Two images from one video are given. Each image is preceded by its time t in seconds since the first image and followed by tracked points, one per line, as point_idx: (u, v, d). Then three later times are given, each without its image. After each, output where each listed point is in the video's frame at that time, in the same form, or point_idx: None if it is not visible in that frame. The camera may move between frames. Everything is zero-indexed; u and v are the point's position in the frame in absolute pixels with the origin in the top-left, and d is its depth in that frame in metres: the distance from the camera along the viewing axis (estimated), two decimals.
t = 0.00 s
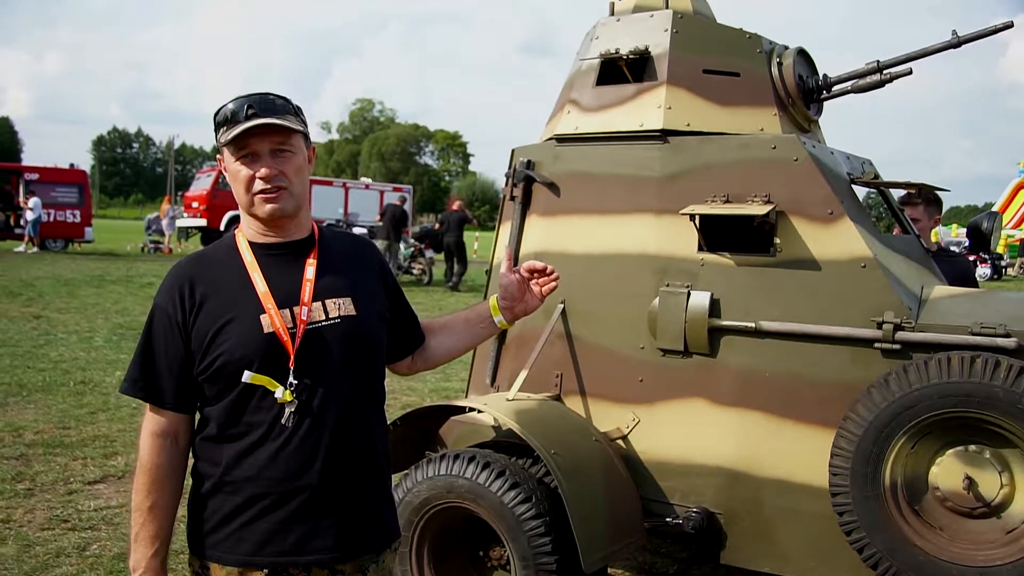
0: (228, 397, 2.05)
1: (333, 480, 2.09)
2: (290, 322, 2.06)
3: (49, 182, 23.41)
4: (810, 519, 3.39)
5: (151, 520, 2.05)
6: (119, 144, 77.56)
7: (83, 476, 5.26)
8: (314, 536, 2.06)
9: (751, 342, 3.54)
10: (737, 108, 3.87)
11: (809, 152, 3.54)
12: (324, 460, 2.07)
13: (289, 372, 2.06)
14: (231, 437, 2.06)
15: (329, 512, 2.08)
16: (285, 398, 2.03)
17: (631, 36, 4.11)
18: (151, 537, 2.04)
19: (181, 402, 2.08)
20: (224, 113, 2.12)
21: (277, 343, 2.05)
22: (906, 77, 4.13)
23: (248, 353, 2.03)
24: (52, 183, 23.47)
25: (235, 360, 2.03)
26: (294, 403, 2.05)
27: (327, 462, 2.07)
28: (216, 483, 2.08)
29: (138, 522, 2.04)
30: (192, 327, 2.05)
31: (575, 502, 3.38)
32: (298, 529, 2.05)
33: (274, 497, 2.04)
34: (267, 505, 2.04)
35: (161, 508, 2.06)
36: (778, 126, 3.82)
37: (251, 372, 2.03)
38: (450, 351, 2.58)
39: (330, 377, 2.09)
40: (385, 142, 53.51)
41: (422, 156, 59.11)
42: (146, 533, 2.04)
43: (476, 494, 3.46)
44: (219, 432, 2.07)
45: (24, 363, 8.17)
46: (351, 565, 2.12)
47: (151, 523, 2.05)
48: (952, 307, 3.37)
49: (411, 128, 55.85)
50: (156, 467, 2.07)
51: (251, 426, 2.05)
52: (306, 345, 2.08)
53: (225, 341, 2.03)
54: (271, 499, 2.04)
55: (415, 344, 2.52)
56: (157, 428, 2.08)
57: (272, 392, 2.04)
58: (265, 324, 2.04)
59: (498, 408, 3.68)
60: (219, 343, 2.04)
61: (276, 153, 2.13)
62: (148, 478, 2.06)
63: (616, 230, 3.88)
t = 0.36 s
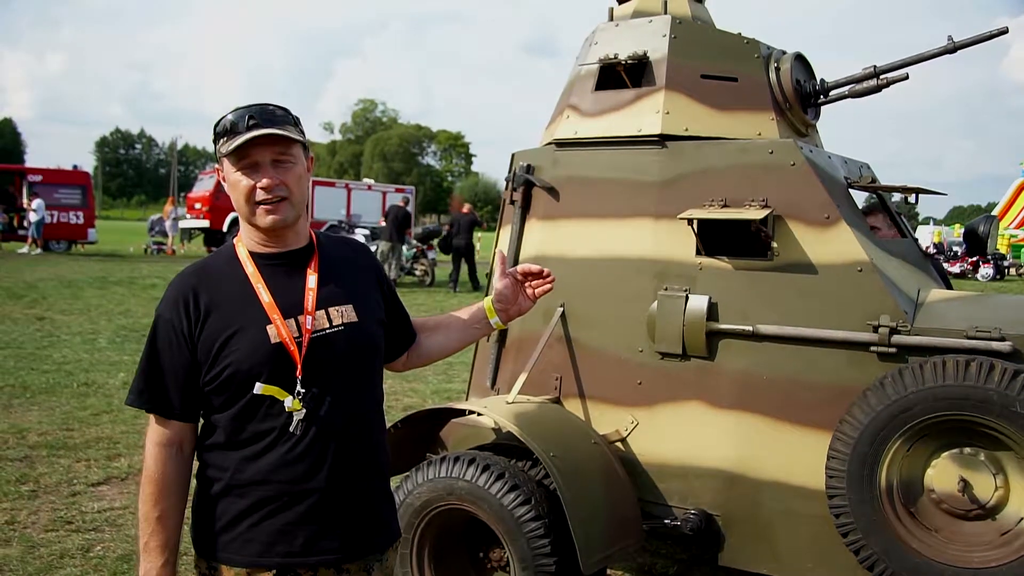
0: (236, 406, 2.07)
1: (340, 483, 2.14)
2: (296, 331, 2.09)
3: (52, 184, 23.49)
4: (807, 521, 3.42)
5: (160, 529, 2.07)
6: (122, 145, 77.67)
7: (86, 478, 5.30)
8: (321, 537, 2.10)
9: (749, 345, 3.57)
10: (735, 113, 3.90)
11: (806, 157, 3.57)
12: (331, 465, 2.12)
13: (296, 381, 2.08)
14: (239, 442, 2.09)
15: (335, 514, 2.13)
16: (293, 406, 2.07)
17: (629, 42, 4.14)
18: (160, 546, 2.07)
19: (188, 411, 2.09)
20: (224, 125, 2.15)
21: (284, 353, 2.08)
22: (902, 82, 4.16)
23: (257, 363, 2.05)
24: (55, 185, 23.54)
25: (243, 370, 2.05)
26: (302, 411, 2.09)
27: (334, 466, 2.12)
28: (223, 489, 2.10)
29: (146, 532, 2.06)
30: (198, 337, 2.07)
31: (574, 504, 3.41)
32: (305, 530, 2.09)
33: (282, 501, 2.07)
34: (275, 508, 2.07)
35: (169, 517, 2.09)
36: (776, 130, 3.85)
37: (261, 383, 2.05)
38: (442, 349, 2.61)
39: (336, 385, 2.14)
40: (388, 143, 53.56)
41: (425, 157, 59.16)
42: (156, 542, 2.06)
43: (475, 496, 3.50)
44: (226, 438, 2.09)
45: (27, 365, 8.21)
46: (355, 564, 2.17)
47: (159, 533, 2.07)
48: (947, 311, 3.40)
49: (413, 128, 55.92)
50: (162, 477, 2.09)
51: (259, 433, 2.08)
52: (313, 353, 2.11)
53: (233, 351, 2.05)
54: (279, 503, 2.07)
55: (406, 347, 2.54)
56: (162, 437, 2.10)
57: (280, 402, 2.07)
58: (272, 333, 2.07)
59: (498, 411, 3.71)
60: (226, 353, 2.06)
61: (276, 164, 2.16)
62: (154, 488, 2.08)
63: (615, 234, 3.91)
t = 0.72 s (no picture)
0: (238, 410, 2.08)
1: (343, 485, 2.15)
2: (297, 337, 2.11)
3: (52, 184, 23.51)
4: (804, 521, 3.43)
5: (165, 536, 2.08)
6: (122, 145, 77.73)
7: (85, 478, 5.31)
8: (325, 537, 2.12)
9: (745, 345, 3.57)
10: (732, 113, 3.91)
11: (802, 157, 3.58)
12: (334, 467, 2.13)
13: (299, 387, 2.10)
14: (242, 446, 2.09)
15: (340, 515, 2.14)
16: (296, 412, 2.09)
17: (626, 43, 4.15)
18: (166, 553, 2.07)
19: (189, 417, 2.08)
20: (225, 129, 2.14)
21: (285, 357, 2.09)
22: (898, 82, 4.16)
23: (259, 369, 2.06)
24: (55, 185, 23.55)
25: (246, 375, 2.06)
26: (304, 415, 2.10)
27: (337, 469, 2.13)
28: (226, 493, 2.11)
29: (151, 540, 2.07)
30: (199, 343, 2.07)
31: (571, 504, 3.42)
32: (309, 531, 2.10)
33: (286, 503, 2.09)
34: (279, 511, 2.09)
35: (173, 524, 2.09)
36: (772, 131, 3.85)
37: (264, 389, 2.07)
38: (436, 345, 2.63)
39: (338, 388, 2.16)
40: (387, 142, 53.58)
41: (424, 157, 59.17)
42: (162, 550, 2.07)
43: (472, 496, 3.51)
44: (227, 443, 2.10)
45: (27, 366, 8.22)
46: (359, 564, 2.18)
47: (164, 540, 2.08)
48: (943, 311, 3.40)
49: (413, 128, 55.93)
50: (163, 483, 2.08)
51: (261, 436, 2.08)
52: (314, 358, 2.13)
53: (235, 356, 2.06)
54: (283, 505, 2.09)
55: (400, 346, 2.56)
56: (163, 443, 2.09)
57: (283, 407, 2.08)
58: (274, 340, 2.08)
59: (495, 411, 3.71)
60: (228, 359, 2.06)
61: (280, 168, 2.16)
62: (157, 495, 2.08)
63: (612, 234, 3.92)
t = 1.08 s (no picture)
0: (242, 411, 2.08)
1: (350, 482, 2.16)
2: (299, 335, 2.11)
3: (52, 185, 23.53)
4: (804, 518, 3.42)
5: (162, 541, 2.05)
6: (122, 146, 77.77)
7: (85, 478, 5.31)
8: (334, 535, 2.12)
9: (745, 342, 3.57)
10: (731, 110, 3.91)
11: (802, 154, 3.58)
12: (341, 465, 2.14)
13: (306, 385, 2.10)
14: (248, 448, 2.09)
15: (347, 513, 2.15)
16: (304, 411, 2.09)
17: (625, 40, 4.15)
18: (163, 558, 2.06)
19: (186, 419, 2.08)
20: (270, 126, 2.10)
21: (290, 356, 2.09)
22: (898, 78, 4.16)
23: (264, 369, 2.06)
24: (55, 186, 23.55)
25: (249, 376, 2.06)
26: (311, 415, 2.11)
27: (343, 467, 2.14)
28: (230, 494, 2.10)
29: (148, 544, 2.04)
30: (199, 344, 2.07)
31: (572, 502, 3.42)
32: (319, 531, 2.10)
33: (293, 503, 2.09)
34: (287, 510, 2.08)
35: (170, 528, 2.07)
36: (771, 127, 3.85)
37: (269, 388, 2.06)
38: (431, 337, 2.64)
39: (342, 386, 2.16)
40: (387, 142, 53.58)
41: (424, 156, 59.15)
42: (159, 554, 2.05)
43: (473, 494, 3.50)
44: (230, 444, 2.10)
45: (27, 366, 8.22)
46: (366, 560, 2.19)
47: (161, 544, 2.05)
48: (943, 307, 3.40)
49: (412, 128, 55.90)
50: (160, 487, 2.06)
51: (268, 437, 2.08)
52: (318, 356, 2.13)
53: (238, 357, 2.06)
54: (291, 505, 2.08)
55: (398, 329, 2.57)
56: (159, 447, 2.08)
57: (290, 406, 2.09)
58: (278, 338, 2.08)
59: (495, 408, 3.71)
60: (231, 360, 2.06)
61: (315, 168, 2.18)
62: (154, 499, 2.06)
63: (611, 232, 3.92)
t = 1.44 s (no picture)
0: (243, 411, 2.08)
1: (350, 481, 2.18)
2: (301, 335, 2.12)
3: (52, 185, 23.54)
4: (803, 518, 3.43)
5: (166, 544, 2.03)
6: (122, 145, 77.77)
7: (84, 478, 5.32)
8: (334, 534, 2.14)
9: (743, 342, 3.58)
10: (729, 110, 3.91)
11: (800, 154, 3.58)
12: (340, 464, 2.16)
13: (307, 384, 2.12)
14: (248, 449, 2.09)
15: (347, 512, 2.17)
16: (305, 410, 2.10)
17: (623, 40, 4.15)
18: (168, 561, 2.03)
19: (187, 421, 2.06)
20: (299, 127, 2.12)
21: (291, 356, 2.10)
22: (896, 79, 4.16)
23: (266, 368, 2.07)
24: (54, 185, 23.56)
25: (250, 375, 2.06)
26: (313, 414, 2.12)
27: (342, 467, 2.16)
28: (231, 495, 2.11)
29: (151, 549, 2.02)
30: (201, 344, 2.06)
31: (570, 502, 3.43)
32: (319, 532, 2.12)
33: (295, 502, 2.10)
34: (288, 511, 2.09)
35: (173, 532, 2.04)
36: (770, 128, 3.85)
37: (274, 385, 2.07)
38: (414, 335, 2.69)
39: (342, 386, 2.18)
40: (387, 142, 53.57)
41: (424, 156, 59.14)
42: (163, 558, 2.03)
43: (471, 494, 3.51)
44: (232, 443, 2.10)
45: (27, 366, 8.23)
46: (365, 559, 2.21)
47: (165, 549, 2.03)
48: (940, 306, 3.41)
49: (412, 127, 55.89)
50: (161, 492, 2.03)
51: (268, 438, 2.09)
52: (320, 356, 2.14)
53: (240, 357, 2.06)
54: (293, 505, 2.09)
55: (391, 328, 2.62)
56: (160, 451, 2.05)
57: (292, 406, 2.10)
58: (279, 339, 2.08)
59: (494, 408, 3.72)
60: (232, 360, 2.06)
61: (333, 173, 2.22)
62: (155, 504, 2.03)
63: (610, 232, 3.92)
